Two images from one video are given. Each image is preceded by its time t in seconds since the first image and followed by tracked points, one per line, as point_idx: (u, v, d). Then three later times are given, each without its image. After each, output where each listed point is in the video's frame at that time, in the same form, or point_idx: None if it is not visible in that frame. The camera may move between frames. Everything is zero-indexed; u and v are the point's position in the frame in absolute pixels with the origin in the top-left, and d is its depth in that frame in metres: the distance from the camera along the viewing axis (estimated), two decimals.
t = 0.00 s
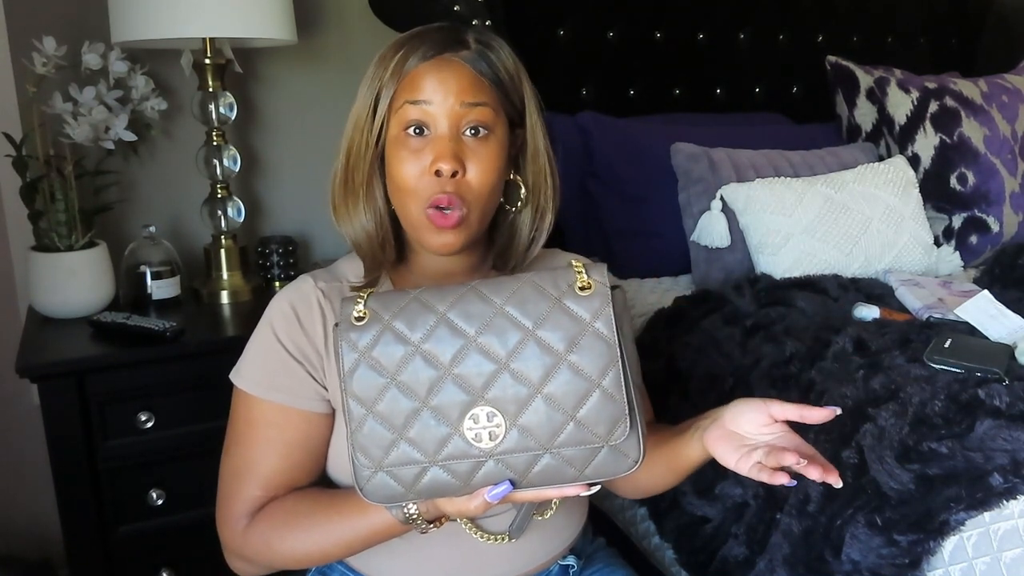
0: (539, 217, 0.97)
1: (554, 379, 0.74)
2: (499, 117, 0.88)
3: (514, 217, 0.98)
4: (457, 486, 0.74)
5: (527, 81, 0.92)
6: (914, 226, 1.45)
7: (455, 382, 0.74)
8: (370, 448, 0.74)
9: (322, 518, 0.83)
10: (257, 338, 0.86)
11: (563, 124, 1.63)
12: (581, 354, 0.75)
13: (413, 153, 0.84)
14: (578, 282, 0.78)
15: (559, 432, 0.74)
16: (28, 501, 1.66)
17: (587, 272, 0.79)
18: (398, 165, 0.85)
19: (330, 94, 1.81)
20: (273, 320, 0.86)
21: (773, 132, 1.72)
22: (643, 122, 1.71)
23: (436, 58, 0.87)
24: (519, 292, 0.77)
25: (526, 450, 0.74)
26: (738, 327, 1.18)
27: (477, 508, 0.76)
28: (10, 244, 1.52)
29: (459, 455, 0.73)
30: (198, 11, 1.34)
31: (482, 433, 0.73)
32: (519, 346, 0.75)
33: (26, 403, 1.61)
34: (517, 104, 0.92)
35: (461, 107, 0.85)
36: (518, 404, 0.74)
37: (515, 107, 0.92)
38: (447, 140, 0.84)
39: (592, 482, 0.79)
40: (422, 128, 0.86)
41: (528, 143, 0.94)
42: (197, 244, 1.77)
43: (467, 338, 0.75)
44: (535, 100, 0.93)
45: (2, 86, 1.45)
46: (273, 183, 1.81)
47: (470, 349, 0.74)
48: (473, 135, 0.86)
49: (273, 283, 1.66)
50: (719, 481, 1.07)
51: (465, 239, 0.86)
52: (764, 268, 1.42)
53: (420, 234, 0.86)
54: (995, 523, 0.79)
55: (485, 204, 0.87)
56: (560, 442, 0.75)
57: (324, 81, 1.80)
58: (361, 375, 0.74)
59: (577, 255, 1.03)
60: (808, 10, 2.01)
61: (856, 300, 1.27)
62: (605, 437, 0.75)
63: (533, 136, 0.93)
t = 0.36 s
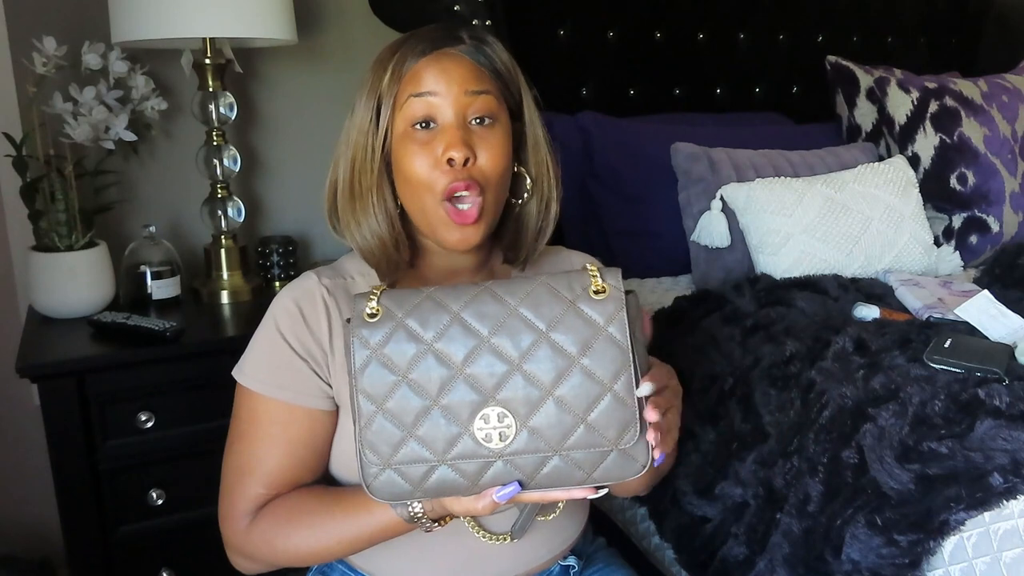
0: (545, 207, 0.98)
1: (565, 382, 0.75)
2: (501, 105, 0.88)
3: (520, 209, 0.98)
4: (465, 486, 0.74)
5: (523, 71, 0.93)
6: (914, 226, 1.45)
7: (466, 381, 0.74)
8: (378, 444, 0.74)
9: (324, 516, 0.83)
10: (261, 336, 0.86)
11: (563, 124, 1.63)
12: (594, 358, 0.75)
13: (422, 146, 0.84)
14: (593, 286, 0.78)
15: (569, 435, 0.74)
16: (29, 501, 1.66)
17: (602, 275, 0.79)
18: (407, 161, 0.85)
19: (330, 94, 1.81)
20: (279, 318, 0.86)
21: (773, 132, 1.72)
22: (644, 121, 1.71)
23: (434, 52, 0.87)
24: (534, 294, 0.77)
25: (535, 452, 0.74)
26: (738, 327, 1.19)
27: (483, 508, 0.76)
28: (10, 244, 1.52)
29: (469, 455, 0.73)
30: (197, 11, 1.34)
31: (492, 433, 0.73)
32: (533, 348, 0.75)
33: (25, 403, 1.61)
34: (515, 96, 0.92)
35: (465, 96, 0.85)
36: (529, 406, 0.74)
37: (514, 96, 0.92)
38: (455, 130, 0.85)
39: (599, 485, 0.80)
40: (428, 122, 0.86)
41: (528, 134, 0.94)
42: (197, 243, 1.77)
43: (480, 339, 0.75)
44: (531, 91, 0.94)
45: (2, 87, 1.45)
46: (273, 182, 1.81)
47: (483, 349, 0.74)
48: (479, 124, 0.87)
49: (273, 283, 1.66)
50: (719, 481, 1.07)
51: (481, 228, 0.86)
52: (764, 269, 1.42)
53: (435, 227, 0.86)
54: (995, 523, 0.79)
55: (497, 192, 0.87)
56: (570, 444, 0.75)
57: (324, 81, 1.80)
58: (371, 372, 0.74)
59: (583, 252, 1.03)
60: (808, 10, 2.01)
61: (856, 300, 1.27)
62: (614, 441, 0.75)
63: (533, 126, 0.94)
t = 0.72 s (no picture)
0: (540, 209, 0.97)
1: (555, 359, 0.75)
2: (492, 104, 0.88)
3: (517, 211, 0.98)
4: (466, 476, 0.74)
5: (521, 72, 0.92)
6: (914, 225, 1.45)
7: (458, 370, 0.74)
8: (374, 444, 0.73)
9: (323, 515, 0.83)
10: (260, 337, 0.86)
11: (563, 124, 1.64)
12: (579, 333, 0.77)
13: (408, 144, 0.85)
14: (572, 264, 0.81)
15: (564, 412, 0.75)
16: (29, 501, 1.67)
17: (579, 253, 0.82)
18: (394, 159, 0.85)
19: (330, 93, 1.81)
20: (277, 318, 0.86)
21: (773, 132, 1.72)
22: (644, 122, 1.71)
23: (426, 52, 0.87)
24: (515, 278, 0.78)
25: (533, 433, 0.74)
26: (738, 327, 1.19)
27: (486, 496, 0.75)
28: (10, 244, 1.52)
29: (467, 444, 0.73)
30: (197, 11, 1.34)
31: (488, 419, 0.73)
32: (520, 330, 0.76)
33: (26, 403, 1.61)
34: (511, 97, 0.92)
35: (454, 95, 0.85)
36: (523, 388, 0.74)
37: (510, 98, 0.92)
38: (442, 128, 0.85)
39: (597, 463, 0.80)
40: (417, 120, 0.86)
41: (524, 135, 0.94)
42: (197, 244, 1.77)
43: (467, 327, 0.75)
44: (530, 91, 0.93)
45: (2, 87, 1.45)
46: (272, 183, 1.81)
47: (470, 337, 0.75)
48: (468, 122, 0.86)
49: (273, 283, 1.66)
50: (719, 481, 1.07)
51: (467, 226, 0.86)
52: (764, 268, 1.41)
53: (421, 225, 0.86)
54: (995, 523, 0.79)
55: (485, 191, 0.86)
56: (566, 421, 0.75)
57: (324, 80, 1.80)
58: (360, 373, 0.74)
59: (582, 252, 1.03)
60: (808, 10, 2.01)
61: (856, 300, 1.27)
62: (609, 412, 0.76)
63: (529, 127, 0.94)
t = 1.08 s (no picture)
0: (538, 208, 0.98)
1: (558, 376, 0.75)
2: (492, 109, 0.88)
3: (515, 209, 0.98)
4: (466, 488, 0.74)
5: (516, 73, 0.92)
6: (914, 225, 1.45)
7: (460, 385, 0.74)
8: (374, 456, 0.74)
9: (321, 513, 0.84)
10: (259, 336, 0.86)
11: (563, 124, 1.64)
12: (585, 352, 0.76)
13: (413, 152, 0.85)
14: (579, 280, 0.79)
15: (566, 429, 0.75)
16: (29, 501, 1.67)
17: (587, 270, 0.80)
18: (399, 167, 0.85)
19: (330, 92, 1.81)
20: (276, 320, 0.86)
21: (773, 132, 1.72)
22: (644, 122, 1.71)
23: (425, 57, 0.87)
24: (521, 293, 0.78)
25: (533, 449, 0.75)
26: (738, 327, 1.19)
27: (486, 506, 0.77)
28: (10, 244, 1.52)
29: (468, 457, 0.74)
30: (197, 11, 1.34)
31: (490, 435, 0.74)
32: (524, 346, 0.75)
33: (26, 403, 1.61)
34: (509, 98, 0.92)
35: (455, 101, 0.85)
36: (525, 405, 0.74)
37: (507, 98, 0.92)
38: (446, 136, 0.85)
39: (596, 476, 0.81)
40: (419, 128, 0.86)
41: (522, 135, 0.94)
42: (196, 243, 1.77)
43: (471, 341, 0.75)
44: (526, 92, 0.94)
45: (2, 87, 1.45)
46: (272, 183, 1.81)
47: (474, 351, 0.75)
48: (471, 129, 0.86)
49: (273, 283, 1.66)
50: (719, 481, 1.07)
51: (473, 232, 0.86)
52: (764, 268, 1.41)
53: (428, 233, 0.86)
54: (995, 523, 0.79)
55: (490, 197, 0.87)
56: (568, 438, 0.76)
57: (324, 80, 1.80)
58: (362, 382, 0.74)
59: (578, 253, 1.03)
60: (808, 10, 2.01)
61: (856, 300, 1.27)
62: (610, 431, 0.77)
63: (527, 128, 0.94)
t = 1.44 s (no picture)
0: (538, 209, 0.98)
1: (562, 375, 0.76)
2: (490, 115, 0.88)
3: (514, 211, 0.98)
4: (468, 486, 0.74)
5: (515, 74, 0.92)
6: (914, 225, 1.45)
7: (464, 383, 0.74)
8: (377, 452, 0.73)
9: (323, 512, 0.83)
10: (260, 334, 0.86)
11: (563, 124, 1.64)
12: (589, 352, 0.77)
13: (409, 163, 0.85)
14: (584, 280, 0.79)
15: (569, 428, 0.75)
16: (29, 501, 1.67)
17: (591, 269, 0.80)
18: (395, 177, 0.85)
19: (331, 91, 1.81)
20: (278, 317, 0.86)
21: (773, 132, 1.72)
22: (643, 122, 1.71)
23: (421, 65, 0.86)
24: (526, 292, 0.77)
25: (536, 447, 0.75)
26: (738, 327, 1.19)
27: (489, 505, 0.76)
28: (10, 244, 1.52)
29: (470, 455, 0.74)
30: (197, 11, 1.34)
31: (493, 432, 0.74)
32: (528, 345, 0.75)
33: (26, 403, 1.61)
34: (509, 100, 0.92)
35: (451, 111, 0.85)
36: (529, 404, 0.75)
37: (506, 101, 0.92)
38: (442, 146, 0.84)
39: (598, 477, 0.80)
40: (415, 137, 0.85)
41: (522, 136, 0.94)
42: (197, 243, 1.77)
43: (475, 339, 0.75)
44: (526, 92, 0.93)
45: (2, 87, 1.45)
46: (272, 183, 1.81)
47: (478, 349, 0.75)
48: (466, 137, 0.86)
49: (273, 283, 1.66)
50: (719, 481, 1.07)
51: (469, 241, 0.87)
52: (764, 268, 1.41)
53: (425, 241, 0.87)
54: (995, 523, 0.79)
55: (486, 206, 0.87)
56: (571, 437, 0.76)
57: (324, 79, 1.80)
58: (366, 379, 0.74)
59: (579, 252, 1.03)
60: (808, 10, 2.01)
61: (856, 300, 1.27)
62: (614, 430, 0.77)
63: (528, 130, 0.93)
